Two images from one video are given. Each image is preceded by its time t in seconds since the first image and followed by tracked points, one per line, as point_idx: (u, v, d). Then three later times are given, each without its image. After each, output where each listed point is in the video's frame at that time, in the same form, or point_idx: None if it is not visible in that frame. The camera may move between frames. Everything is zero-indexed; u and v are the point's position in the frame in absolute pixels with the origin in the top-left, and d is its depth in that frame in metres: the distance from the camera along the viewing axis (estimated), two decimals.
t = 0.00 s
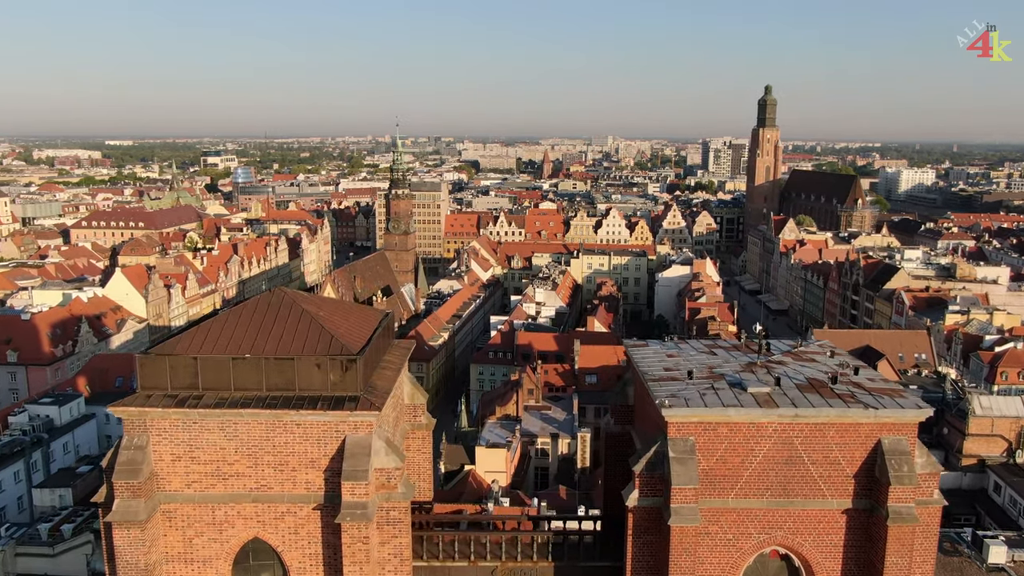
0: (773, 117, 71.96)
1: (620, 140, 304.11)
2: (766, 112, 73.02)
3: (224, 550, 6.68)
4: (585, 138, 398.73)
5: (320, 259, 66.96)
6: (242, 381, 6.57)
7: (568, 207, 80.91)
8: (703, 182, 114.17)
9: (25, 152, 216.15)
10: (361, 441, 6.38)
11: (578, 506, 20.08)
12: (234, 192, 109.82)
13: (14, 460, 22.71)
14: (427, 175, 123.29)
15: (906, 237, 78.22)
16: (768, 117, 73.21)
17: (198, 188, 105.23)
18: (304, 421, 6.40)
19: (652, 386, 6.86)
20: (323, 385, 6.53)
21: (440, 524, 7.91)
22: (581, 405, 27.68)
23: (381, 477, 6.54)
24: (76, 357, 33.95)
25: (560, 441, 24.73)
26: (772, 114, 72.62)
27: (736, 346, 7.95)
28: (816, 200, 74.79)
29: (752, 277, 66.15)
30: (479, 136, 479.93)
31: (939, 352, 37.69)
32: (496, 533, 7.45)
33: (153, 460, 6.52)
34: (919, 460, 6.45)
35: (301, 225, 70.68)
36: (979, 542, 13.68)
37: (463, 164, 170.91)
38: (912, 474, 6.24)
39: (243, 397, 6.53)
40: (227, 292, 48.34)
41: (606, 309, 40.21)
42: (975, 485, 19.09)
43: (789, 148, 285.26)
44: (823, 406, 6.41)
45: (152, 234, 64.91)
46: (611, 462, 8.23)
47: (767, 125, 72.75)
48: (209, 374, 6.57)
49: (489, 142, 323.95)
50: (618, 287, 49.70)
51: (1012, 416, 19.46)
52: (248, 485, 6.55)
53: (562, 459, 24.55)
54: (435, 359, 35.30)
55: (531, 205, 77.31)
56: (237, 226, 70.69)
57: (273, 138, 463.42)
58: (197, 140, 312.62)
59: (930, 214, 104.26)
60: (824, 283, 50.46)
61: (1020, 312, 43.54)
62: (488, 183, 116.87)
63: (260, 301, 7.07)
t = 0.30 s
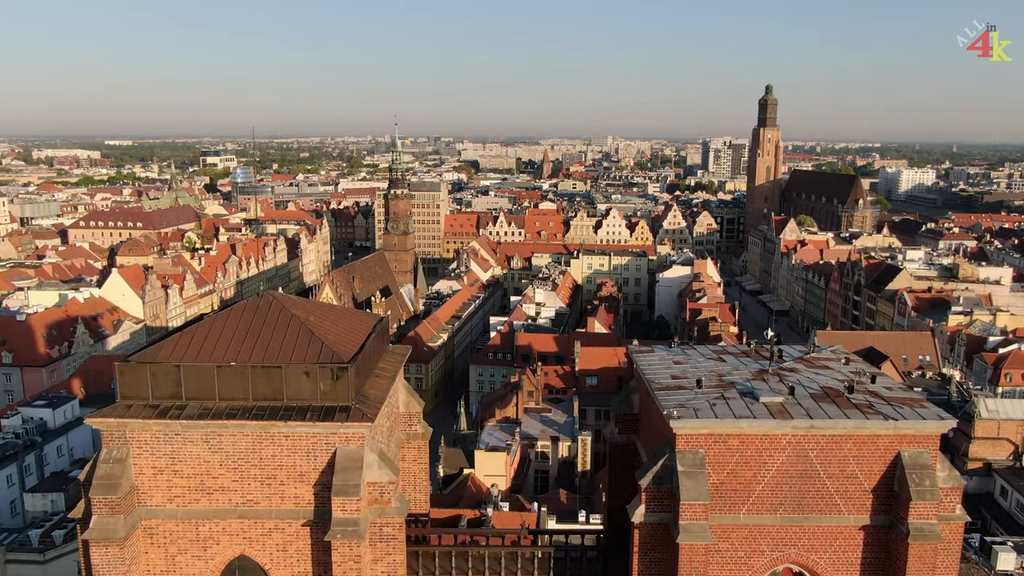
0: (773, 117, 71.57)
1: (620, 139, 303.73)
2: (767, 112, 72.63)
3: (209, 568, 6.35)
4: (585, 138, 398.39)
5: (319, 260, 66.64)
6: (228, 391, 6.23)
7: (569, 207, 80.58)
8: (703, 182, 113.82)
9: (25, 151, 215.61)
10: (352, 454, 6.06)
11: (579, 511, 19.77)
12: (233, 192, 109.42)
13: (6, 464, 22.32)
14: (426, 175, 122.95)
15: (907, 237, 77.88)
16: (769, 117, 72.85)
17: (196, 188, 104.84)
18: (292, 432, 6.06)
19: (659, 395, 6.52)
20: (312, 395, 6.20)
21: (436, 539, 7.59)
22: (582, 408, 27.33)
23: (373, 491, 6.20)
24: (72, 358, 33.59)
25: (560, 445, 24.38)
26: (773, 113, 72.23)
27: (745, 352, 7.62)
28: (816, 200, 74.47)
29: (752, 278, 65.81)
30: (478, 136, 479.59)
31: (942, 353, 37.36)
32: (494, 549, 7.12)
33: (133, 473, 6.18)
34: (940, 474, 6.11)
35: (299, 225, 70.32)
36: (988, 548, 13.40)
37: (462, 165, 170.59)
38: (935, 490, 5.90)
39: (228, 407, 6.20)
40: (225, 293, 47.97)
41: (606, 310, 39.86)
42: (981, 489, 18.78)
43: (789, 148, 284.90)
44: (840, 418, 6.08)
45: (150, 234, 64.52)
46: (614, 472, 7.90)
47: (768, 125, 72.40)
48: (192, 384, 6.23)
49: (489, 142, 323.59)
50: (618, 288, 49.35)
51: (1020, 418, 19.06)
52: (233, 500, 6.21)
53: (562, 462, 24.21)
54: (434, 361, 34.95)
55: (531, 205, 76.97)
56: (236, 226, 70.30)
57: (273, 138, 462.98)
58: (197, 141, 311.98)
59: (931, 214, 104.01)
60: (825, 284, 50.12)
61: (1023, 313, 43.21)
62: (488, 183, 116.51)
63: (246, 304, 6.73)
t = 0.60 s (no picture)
0: (774, 116, 71.18)
1: (620, 139, 303.37)
2: (767, 112, 72.21)
3: None
4: (585, 138, 398.12)
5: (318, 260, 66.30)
6: (211, 401, 5.89)
7: (569, 207, 80.25)
8: (703, 182, 113.50)
9: (24, 151, 215.12)
10: (343, 468, 5.72)
11: (579, 516, 19.42)
12: (232, 192, 109.04)
13: None
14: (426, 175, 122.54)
15: (908, 237, 77.55)
16: (769, 117, 72.48)
17: (195, 188, 104.46)
18: (279, 445, 5.73)
19: (667, 406, 6.20)
20: (300, 405, 5.86)
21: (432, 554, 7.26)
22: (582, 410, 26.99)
23: (366, 507, 5.87)
24: (67, 359, 33.21)
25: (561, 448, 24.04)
26: (774, 113, 71.85)
27: (755, 360, 7.29)
28: (817, 200, 74.15)
29: (753, 278, 65.48)
30: (478, 136, 479.40)
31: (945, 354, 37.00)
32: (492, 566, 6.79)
33: (111, 488, 5.85)
34: (965, 489, 5.77)
35: (298, 225, 69.94)
36: (996, 555, 13.07)
37: (462, 165, 170.24)
38: (960, 507, 5.57)
39: (212, 418, 5.87)
40: (223, 293, 47.61)
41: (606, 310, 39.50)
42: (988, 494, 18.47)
43: (790, 148, 284.71)
44: (859, 431, 5.74)
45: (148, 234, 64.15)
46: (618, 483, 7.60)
47: (768, 125, 72.01)
48: (174, 395, 5.89)
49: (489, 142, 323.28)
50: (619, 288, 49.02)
51: None
52: (217, 517, 5.87)
53: (563, 465, 23.92)
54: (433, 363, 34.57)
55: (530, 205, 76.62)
56: (234, 226, 69.91)
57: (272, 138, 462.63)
58: (197, 141, 311.30)
59: (931, 214, 103.68)
60: (826, 284, 49.80)
61: None
62: (487, 183, 116.13)
63: (232, 310, 6.41)
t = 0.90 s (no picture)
0: (775, 116, 70.80)
1: (619, 139, 303.23)
2: (768, 111, 71.80)
3: None
4: (585, 138, 398.17)
5: (317, 260, 65.97)
6: (194, 413, 5.56)
7: (568, 207, 79.95)
8: (703, 182, 113.19)
9: (23, 151, 214.68)
10: (332, 484, 5.39)
11: (580, 521, 19.11)
12: (231, 192, 108.69)
13: None
14: (425, 175, 122.18)
15: (909, 237, 77.26)
16: (770, 117, 72.11)
17: (194, 188, 104.11)
18: (264, 460, 5.39)
19: (675, 417, 5.87)
20: (287, 418, 5.52)
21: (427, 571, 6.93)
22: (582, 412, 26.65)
23: (356, 525, 5.53)
24: (63, 361, 32.81)
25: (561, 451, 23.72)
26: (774, 113, 71.50)
27: (766, 366, 6.97)
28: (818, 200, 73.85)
29: (754, 278, 65.13)
30: (478, 136, 479.25)
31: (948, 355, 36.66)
32: None
33: (86, 505, 5.51)
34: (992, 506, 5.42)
35: (297, 225, 69.60)
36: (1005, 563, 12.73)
37: (462, 165, 169.79)
38: (988, 525, 5.22)
39: (194, 430, 5.53)
40: (221, 294, 47.24)
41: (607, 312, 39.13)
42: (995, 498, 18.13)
43: (790, 149, 284.52)
44: (880, 444, 5.40)
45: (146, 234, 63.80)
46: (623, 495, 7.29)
47: (768, 124, 71.66)
48: (153, 406, 5.56)
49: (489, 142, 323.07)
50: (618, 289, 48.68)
51: None
52: (199, 536, 5.53)
53: (563, 469, 23.63)
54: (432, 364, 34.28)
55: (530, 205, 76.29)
56: (233, 226, 69.56)
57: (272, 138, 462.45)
58: (196, 141, 311.01)
59: (931, 214, 103.43)
60: (828, 285, 49.49)
61: None
62: (487, 183, 115.80)
63: (216, 315, 6.09)
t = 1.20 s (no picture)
0: (775, 115, 70.45)
1: (619, 139, 303.05)
2: (768, 111, 71.44)
3: None
4: (584, 138, 397.83)
5: (315, 260, 65.63)
6: (173, 427, 5.22)
7: (568, 207, 79.62)
8: (703, 182, 112.82)
9: (22, 151, 214.09)
10: (320, 502, 5.05)
11: (581, 526, 18.76)
12: (230, 192, 108.28)
13: None
14: (425, 175, 121.81)
15: (910, 237, 76.93)
16: (770, 116, 71.72)
17: (192, 188, 103.69)
18: (247, 478, 5.06)
19: (685, 429, 5.55)
20: (273, 430, 5.19)
21: None
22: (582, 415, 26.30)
23: (346, 545, 5.20)
24: (59, 362, 32.44)
25: (561, 454, 23.36)
26: (774, 113, 71.13)
27: (778, 374, 6.64)
28: (818, 200, 73.53)
29: (754, 279, 64.79)
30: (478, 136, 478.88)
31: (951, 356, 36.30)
32: None
33: (59, 525, 5.17)
34: None
35: (296, 225, 69.27)
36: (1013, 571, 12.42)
37: (461, 165, 169.34)
38: (1020, 547, 4.88)
39: (173, 445, 5.20)
40: (218, 295, 46.83)
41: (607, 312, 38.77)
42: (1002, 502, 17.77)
43: (789, 150, 284.17)
44: (904, 461, 5.06)
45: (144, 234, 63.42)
46: (629, 508, 6.99)
47: (769, 124, 71.30)
48: (130, 419, 5.22)
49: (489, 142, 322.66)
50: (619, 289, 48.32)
51: None
52: (178, 556, 5.19)
53: (563, 472, 23.31)
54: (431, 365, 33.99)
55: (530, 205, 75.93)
56: (231, 226, 69.16)
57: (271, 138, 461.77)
58: (196, 141, 310.80)
59: (932, 214, 103.16)
60: (829, 286, 49.16)
61: None
62: (486, 183, 115.42)
63: (199, 320, 5.76)
